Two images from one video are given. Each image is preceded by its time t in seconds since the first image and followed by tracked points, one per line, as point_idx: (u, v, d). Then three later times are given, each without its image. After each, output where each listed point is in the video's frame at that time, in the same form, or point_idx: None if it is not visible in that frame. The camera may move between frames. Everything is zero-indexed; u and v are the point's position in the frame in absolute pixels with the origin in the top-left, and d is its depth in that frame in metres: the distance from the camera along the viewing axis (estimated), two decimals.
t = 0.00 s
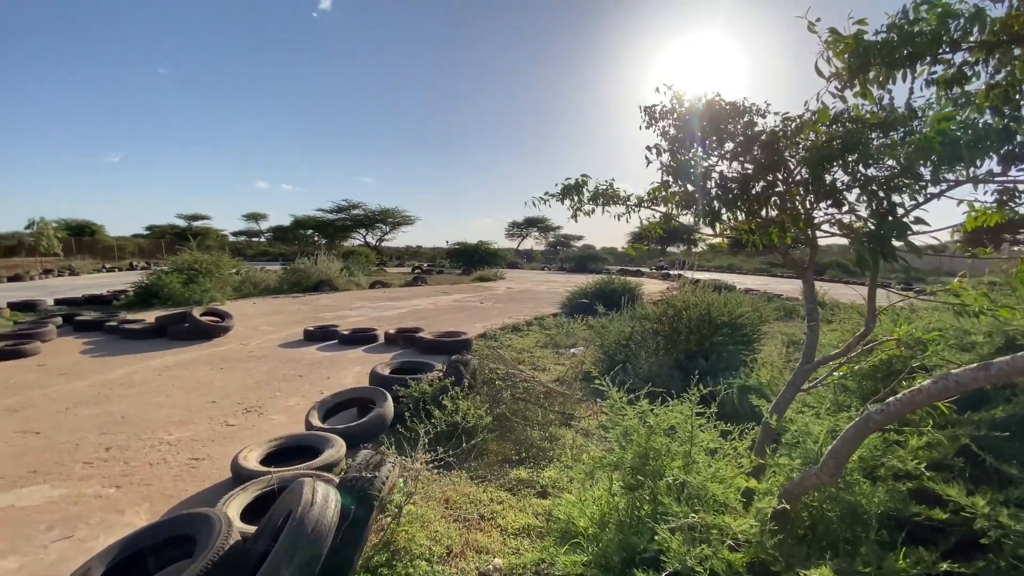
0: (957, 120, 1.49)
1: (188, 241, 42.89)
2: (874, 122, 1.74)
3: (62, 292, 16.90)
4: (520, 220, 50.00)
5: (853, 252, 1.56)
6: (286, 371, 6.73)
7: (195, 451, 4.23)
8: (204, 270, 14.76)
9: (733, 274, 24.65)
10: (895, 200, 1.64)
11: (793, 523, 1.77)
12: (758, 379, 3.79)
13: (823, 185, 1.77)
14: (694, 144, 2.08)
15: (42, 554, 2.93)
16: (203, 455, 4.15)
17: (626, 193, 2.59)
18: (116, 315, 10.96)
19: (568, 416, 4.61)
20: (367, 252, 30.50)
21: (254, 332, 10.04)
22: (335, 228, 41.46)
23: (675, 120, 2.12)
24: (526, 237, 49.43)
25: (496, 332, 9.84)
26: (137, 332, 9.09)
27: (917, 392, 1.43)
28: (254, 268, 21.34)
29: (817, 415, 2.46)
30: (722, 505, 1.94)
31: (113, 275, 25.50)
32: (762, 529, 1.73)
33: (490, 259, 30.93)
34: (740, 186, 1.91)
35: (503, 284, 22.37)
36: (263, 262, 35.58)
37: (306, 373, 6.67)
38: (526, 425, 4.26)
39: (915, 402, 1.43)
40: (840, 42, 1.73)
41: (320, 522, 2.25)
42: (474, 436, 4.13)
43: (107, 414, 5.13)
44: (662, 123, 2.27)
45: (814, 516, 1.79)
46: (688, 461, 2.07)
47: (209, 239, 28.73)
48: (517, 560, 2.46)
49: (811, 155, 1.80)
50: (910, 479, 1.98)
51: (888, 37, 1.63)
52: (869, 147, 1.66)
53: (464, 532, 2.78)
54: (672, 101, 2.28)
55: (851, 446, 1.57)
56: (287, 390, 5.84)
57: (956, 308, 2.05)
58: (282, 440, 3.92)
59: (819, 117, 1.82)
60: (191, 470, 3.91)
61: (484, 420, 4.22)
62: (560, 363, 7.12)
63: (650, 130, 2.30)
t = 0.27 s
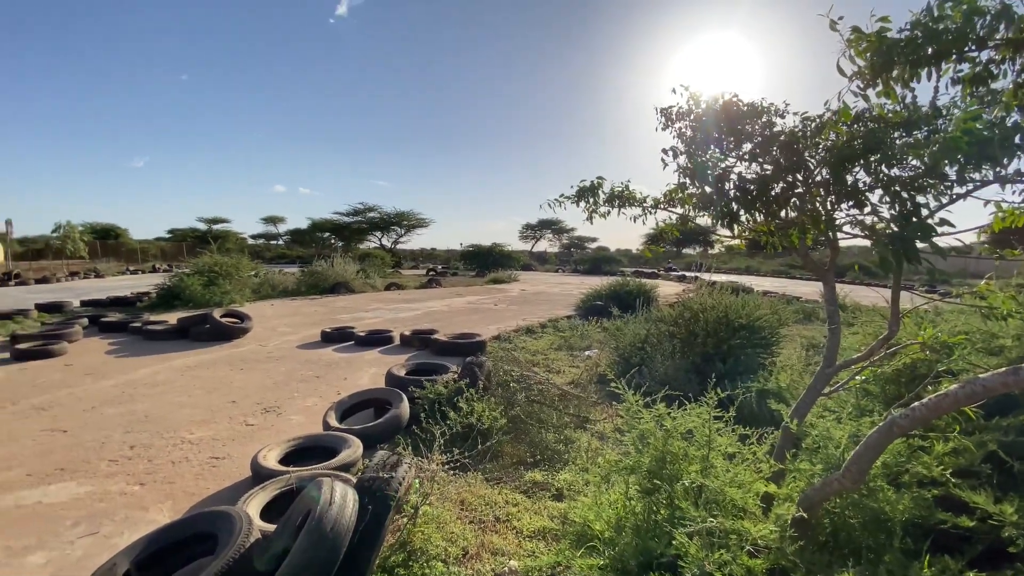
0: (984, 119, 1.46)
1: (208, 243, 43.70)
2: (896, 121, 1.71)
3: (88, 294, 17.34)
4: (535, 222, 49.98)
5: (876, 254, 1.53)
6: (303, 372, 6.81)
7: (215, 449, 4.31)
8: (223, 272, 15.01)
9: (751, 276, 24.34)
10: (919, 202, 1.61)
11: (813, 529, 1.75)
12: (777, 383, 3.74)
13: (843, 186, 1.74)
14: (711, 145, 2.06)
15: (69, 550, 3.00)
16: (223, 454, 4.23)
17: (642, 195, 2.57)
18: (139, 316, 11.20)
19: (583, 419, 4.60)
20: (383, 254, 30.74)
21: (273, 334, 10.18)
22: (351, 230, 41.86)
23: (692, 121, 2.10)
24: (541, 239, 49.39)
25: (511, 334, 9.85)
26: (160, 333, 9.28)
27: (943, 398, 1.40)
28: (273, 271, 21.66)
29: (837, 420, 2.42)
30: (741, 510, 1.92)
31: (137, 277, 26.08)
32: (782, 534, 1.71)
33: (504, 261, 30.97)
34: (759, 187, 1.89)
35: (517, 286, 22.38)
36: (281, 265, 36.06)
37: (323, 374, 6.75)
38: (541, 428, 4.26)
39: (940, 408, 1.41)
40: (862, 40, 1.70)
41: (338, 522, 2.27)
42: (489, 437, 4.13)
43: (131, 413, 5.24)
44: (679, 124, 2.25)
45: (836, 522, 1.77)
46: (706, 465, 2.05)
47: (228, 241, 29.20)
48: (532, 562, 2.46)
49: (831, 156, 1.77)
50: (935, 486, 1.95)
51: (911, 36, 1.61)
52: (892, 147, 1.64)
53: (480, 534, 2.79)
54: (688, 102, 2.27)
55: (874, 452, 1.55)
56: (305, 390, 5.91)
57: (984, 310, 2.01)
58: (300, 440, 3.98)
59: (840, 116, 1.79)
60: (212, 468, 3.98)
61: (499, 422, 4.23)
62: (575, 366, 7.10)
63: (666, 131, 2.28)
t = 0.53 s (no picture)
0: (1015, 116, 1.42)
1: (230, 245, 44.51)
2: (924, 119, 1.67)
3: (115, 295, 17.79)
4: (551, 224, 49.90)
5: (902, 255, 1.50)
6: (321, 372, 6.89)
7: (236, 447, 4.38)
8: (244, 273, 15.26)
9: (770, 279, 23.98)
10: (946, 201, 1.57)
11: (837, 537, 1.71)
12: (797, 387, 3.67)
13: (868, 186, 1.70)
14: (731, 145, 2.04)
15: (95, 544, 3.07)
16: (243, 452, 4.30)
17: (660, 195, 2.55)
18: (163, 316, 11.45)
19: (599, 421, 4.57)
20: (399, 256, 30.96)
21: (292, 334, 10.32)
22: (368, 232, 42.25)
23: (711, 121, 2.08)
24: (556, 240, 49.29)
25: (526, 336, 9.85)
26: (183, 333, 9.47)
27: (973, 404, 1.36)
28: (292, 272, 21.95)
29: (861, 424, 2.37)
30: (762, 515, 1.89)
31: (161, 278, 26.66)
32: (805, 541, 1.68)
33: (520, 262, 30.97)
34: (781, 186, 1.86)
35: (533, 288, 22.35)
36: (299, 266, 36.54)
37: (341, 374, 6.81)
38: (556, 429, 4.25)
39: (970, 414, 1.37)
40: (888, 37, 1.66)
41: (356, 520, 2.29)
42: (504, 439, 4.13)
43: (155, 411, 5.36)
44: (698, 123, 2.23)
45: (860, 529, 1.72)
46: (726, 469, 2.03)
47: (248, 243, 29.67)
48: (548, 565, 2.45)
49: (855, 155, 1.74)
50: (964, 494, 1.90)
51: (939, 32, 1.57)
52: (919, 145, 1.60)
53: (495, 535, 2.79)
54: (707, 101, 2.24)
55: (901, 458, 1.51)
56: (323, 390, 5.97)
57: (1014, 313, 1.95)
58: (318, 439, 4.02)
59: (864, 114, 1.75)
60: (233, 466, 4.05)
61: (514, 424, 4.22)
62: (591, 368, 7.07)
63: (685, 131, 2.26)
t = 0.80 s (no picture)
0: None
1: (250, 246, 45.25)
2: (952, 118, 1.63)
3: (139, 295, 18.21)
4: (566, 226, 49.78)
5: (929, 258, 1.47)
6: (338, 371, 6.96)
7: (255, 445, 4.44)
8: (264, 274, 15.49)
9: (789, 281, 23.63)
10: (975, 202, 1.53)
11: (860, 545, 1.68)
12: (818, 391, 3.60)
13: (893, 187, 1.67)
14: (751, 146, 2.01)
15: (120, 538, 3.15)
16: (263, 449, 4.36)
17: (678, 197, 2.53)
18: (186, 316, 11.68)
19: (615, 424, 4.54)
20: (415, 257, 31.15)
21: (309, 334, 10.44)
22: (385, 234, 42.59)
23: (731, 121, 2.05)
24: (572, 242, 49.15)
25: (541, 337, 9.83)
26: (204, 332, 9.65)
27: (1004, 411, 1.33)
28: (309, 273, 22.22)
29: (884, 430, 2.32)
30: (782, 522, 1.85)
31: (183, 278, 27.23)
32: (826, 548, 1.65)
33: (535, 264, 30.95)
34: (803, 187, 1.83)
35: (547, 290, 22.31)
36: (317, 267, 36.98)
37: (357, 373, 6.88)
38: (571, 432, 4.23)
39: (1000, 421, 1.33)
40: (915, 35, 1.63)
41: (373, 519, 2.31)
42: (520, 440, 4.13)
43: (178, 408, 5.46)
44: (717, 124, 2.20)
45: (884, 538, 1.69)
46: (745, 474, 2.00)
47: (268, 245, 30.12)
48: (564, 568, 2.44)
49: (880, 155, 1.70)
50: (993, 503, 1.85)
51: (967, 30, 1.54)
52: (946, 145, 1.56)
53: (511, 537, 2.79)
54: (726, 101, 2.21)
55: (927, 465, 1.48)
56: (340, 390, 6.03)
57: None
58: (335, 438, 4.06)
59: (889, 113, 1.72)
60: (252, 463, 4.11)
61: (529, 425, 4.22)
62: (606, 370, 7.03)
63: (704, 132, 2.24)
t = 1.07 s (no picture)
0: None
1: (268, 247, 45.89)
2: (979, 119, 1.59)
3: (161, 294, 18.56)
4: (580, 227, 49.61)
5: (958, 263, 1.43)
6: (354, 371, 7.02)
7: (273, 443, 4.50)
8: (281, 274, 15.70)
9: (807, 284, 23.29)
10: (1003, 205, 1.49)
11: (880, 554, 1.65)
12: (839, 396, 3.53)
13: (917, 189, 1.64)
14: (770, 147, 1.99)
15: (143, 531, 3.21)
16: (280, 447, 4.42)
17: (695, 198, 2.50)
18: (206, 315, 11.88)
19: (629, 427, 4.51)
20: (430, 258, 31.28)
21: (325, 334, 10.55)
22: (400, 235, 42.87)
23: (750, 122, 2.03)
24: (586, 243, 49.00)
25: (555, 339, 9.81)
26: (224, 331, 9.80)
27: None
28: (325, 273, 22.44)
29: (908, 437, 2.27)
30: (801, 529, 1.83)
31: (203, 278, 27.70)
32: (847, 556, 1.62)
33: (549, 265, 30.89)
34: (823, 190, 1.80)
35: (561, 291, 22.25)
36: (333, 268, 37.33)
37: (372, 373, 6.93)
38: (585, 434, 4.21)
39: None
40: (941, 34, 1.59)
41: (389, 518, 2.32)
42: (533, 442, 4.12)
43: (198, 405, 5.56)
44: (736, 126, 2.17)
45: (907, 548, 1.66)
46: (762, 480, 1.97)
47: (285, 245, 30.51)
48: (577, 571, 2.43)
49: (904, 156, 1.66)
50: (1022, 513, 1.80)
51: (995, 30, 1.50)
52: (974, 146, 1.52)
53: (525, 538, 2.78)
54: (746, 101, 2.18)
55: (952, 474, 1.44)
56: (356, 389, 6.09)
57: None
58: (351, 436, 4.10)
59: (914, 113, 1.68)
60: (270, 460, 4.16)
61: (542, 426, 4.20)
62: (620, 372, 6.99)
63: (722, 133, 2.22)
